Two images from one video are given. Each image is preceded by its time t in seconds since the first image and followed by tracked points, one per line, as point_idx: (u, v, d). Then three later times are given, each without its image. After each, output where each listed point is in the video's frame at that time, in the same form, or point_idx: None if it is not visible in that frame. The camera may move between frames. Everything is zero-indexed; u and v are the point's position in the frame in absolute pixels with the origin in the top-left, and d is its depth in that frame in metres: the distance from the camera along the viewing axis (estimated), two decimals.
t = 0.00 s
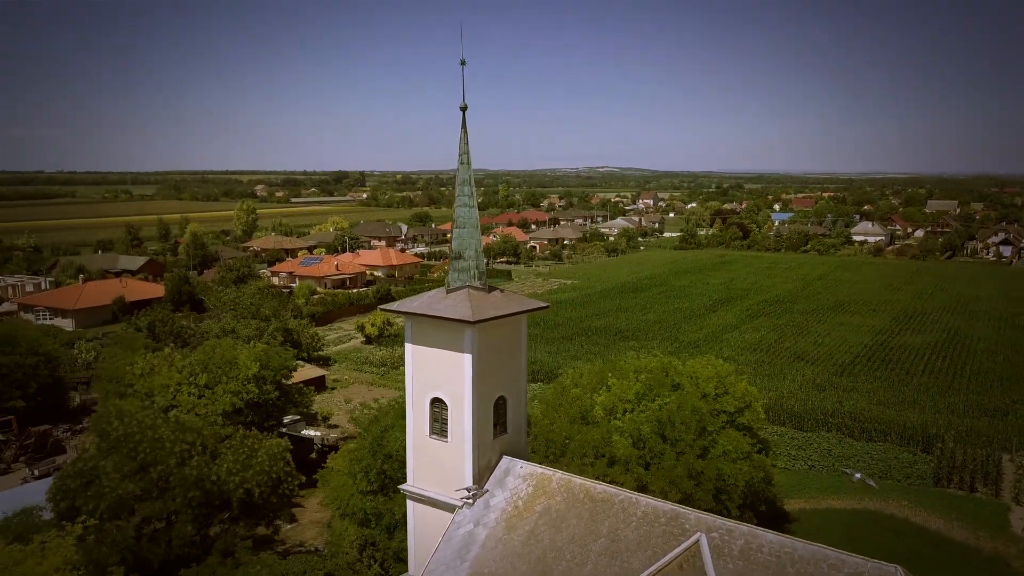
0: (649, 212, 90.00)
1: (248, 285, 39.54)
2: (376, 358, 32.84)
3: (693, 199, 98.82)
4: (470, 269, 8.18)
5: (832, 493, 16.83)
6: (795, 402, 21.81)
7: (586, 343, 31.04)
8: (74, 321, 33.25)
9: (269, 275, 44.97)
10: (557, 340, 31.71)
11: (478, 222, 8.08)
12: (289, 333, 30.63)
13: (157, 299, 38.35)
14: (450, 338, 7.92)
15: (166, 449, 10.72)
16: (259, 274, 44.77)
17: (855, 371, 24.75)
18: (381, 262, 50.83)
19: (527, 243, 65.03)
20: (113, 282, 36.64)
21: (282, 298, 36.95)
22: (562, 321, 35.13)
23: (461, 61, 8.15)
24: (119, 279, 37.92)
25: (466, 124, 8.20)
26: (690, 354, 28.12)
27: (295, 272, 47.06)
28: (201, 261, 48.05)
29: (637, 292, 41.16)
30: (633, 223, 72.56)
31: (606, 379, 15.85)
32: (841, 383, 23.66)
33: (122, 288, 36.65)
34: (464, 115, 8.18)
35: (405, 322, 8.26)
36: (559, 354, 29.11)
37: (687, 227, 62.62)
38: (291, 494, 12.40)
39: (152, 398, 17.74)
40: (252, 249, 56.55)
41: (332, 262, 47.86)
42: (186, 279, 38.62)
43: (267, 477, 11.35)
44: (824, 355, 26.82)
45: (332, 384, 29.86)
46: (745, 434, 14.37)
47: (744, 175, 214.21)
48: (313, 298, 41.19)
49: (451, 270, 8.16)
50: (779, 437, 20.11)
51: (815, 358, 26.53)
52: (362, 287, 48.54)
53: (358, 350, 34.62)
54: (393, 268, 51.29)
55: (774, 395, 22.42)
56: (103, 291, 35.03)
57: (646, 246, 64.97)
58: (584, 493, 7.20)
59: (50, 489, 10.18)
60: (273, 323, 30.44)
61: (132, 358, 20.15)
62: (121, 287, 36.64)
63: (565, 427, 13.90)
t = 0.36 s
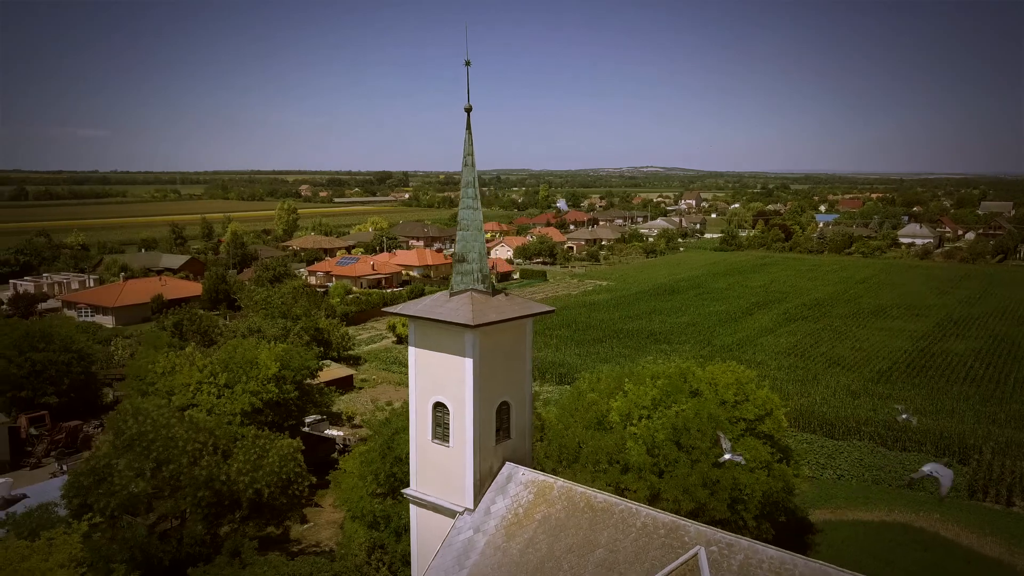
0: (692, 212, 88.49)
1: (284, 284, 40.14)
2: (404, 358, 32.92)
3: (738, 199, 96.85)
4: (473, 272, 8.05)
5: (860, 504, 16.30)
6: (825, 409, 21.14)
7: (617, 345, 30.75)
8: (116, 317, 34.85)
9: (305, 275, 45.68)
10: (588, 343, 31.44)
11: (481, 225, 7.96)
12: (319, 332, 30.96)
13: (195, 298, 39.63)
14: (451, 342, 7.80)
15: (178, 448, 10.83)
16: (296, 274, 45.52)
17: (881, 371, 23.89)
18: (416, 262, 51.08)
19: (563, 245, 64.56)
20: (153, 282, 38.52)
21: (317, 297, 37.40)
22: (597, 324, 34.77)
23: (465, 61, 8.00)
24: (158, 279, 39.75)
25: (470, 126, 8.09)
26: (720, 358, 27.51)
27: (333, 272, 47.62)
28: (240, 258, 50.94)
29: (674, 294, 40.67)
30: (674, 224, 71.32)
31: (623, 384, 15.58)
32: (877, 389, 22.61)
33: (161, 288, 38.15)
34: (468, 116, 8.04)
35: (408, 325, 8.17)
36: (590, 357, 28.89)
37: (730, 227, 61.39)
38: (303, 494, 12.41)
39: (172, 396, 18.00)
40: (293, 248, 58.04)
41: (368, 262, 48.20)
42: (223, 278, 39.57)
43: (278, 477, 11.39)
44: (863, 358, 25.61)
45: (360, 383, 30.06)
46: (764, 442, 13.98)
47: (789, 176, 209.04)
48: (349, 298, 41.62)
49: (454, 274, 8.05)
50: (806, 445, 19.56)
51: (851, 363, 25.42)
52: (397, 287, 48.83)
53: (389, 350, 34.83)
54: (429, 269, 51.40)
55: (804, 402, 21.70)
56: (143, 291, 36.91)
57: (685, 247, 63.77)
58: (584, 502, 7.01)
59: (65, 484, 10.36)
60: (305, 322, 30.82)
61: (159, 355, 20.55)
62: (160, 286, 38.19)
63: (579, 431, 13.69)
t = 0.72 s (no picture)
0: (735, 212, 86.79)
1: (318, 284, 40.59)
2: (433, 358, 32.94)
3: (784, 200, 94.52)
4: (476, 275, 7.96)
5: (890, 515, 15.74)
6: (858, 416, 20.53)
7: (649, 349, 30.44)
8: (152, 315, 36.11)
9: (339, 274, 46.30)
10: (618, 346, 31.13)
11: (484, 227, 7.85)
12: (349, 331, 31.25)
13: (230, 296, 40.82)
14: (453, 346, 7.71)
15: (190, 448, 10.97)
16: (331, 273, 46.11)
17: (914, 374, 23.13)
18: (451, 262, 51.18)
19: (599, 246, 64.00)
20: (191, 280, 39.73)
21: (350, 297, 37.70)
22: (630, 326, 34.38)
23: (470, 61, 7.88)
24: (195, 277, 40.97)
25: (474, 127, 7.98)
26: (751, 363, 26.94)
27: (367, 272, 48.03)
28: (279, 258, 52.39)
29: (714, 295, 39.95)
30: (714, 226, 70.27)
31: (639, 389, 15.32)
32: (914, 397, 21.61)
33: (198, 286, 39.39)
34: (472, 117, 7.92)
35: (411, 328, 8.09)
36: (619, 361, 28.63)
37: (773, 229, 59.99)
38: (314, 495, 12.46)
39: (192, 395, 18.23)
40: (331, 249, 58.97)
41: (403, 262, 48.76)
42: (257, 277, 40.50)
43: (288, 478, 11.46)
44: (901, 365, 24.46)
45: (387, 383, 30.25)
46: (783, 451, 13.58)
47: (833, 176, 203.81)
48: (382, 297, 41.98)
49: (456, 277, 7.97)
50: (836, 453, 19.00)
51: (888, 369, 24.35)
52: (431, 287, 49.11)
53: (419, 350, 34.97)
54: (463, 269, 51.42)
55: (835, 409, 21.07)
56: (180, 289, 38.20)
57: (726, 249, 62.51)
58: (584, 511, 6.85)
59: (79, 480, 10.54)
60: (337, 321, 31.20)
61: (186, 353, 20.91)
62: (197, 284, 39.43)
63: (593, 436, 13.51)
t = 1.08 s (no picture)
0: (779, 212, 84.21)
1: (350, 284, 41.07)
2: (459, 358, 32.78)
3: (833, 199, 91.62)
4: (480, 279, 7.88)
5: (919, 528, 15.25)
6: (892, 425, 19.89)
7: (680, 353, 30.05)
8: (190, 313, 37.28)
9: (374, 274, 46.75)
10: (648, 350, 30.76)
11: (488, 230, 7.75)
12: (377, 330, 31.44)
13: (264, 296, 41.63)
14: (454, 350, 7.62)
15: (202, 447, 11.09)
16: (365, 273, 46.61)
17: (946, 373, 20.88)
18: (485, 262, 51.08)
19: (635, 247, 63.11)
20: (226, 279, 40.61)
21: (381, 297, 37.99)
22: (663, 330, 33.90)
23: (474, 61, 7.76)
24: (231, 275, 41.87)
25: (479, 129, 7.87)
26: (784, 370, 26.33)
27: (402, 272, 48.42)
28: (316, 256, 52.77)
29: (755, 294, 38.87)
30: (755, 226, 68.64)
31: (659, 394, 15.05)
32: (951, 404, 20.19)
33: (233, 285, 40.32)
34: (477, 118, 7.82)
35: (415, 331, 8.04)
36: (647, 365, 28.33)
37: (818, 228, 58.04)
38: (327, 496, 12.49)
39: (213, 394, 18.54)
40: (368, 249, 59.68)
41: (437, 262, 49.00)
42: (292, 276, 40.86)
43: (299, 479, 11.50)
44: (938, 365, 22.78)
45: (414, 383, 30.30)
46: (804, 461, 13.19)
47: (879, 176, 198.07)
48: (416, 296, 42.19)
49: (460, 280, 7.90)
50: (865, 464, 18.47)
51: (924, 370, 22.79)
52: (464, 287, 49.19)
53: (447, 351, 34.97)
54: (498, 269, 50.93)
55: (866, 419, 20.46)
56: (216, 288, 39.15)
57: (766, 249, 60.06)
58: (584, 520, 6.72)
59: (95, 476, 10.74)
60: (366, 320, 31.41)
61: (213, 352, 21.31)
62: (232, 284, 40.38)
63: (609, 442, 13.29)
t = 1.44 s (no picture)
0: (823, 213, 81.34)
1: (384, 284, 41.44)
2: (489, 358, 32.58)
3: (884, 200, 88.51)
4: (484, 282, 7.79)
5: (950, 542, 14.68)
6: (926, 431, 19.11)
7: (711, 356, 29.60)
8: (226, 312, 38.12)
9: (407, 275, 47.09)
10: (679, 353, 30.37)
11: (493, 233, 7.69)
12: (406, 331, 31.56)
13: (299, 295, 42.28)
14: (458, 354, 7.55)
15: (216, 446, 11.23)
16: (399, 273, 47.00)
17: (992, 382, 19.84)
18: (520, 263, 50.68)
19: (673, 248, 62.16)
20: (263, 278, 41.47)
21: (413, 295, 38.20)
22: (696, 334, 33.36)
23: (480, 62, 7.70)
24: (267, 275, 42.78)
25: (485, 131, 7.82)
26: (817, 375, 25.53)
27: (436, 272, 48.65)
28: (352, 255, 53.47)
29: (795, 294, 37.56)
30: (798, 227, 66.81)
31: (678, 400, 14.77)
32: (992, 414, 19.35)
33: (268, 284, 41.05)
34: (482, 120, 7.75)
35: (420, 334, 7.99)
36: (676, 368, 27.98)
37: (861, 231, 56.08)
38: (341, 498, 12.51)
39: (235, 393, 18.84)
40: (404, 248, 60.14)
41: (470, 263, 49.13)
42: (326, 276, 41.20)
43: (311, 480, 11.53)
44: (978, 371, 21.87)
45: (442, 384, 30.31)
46: (826, 471, 12.77)
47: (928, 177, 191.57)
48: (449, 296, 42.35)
49: (464, 283, 7.83)
50: (897, 473, 17.77)
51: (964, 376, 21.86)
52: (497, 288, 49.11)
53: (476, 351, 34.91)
54: (532, 270, 50.46)
55: (898, 425, 19.70)
56: (253, 287, 39.99)
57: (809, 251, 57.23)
58: (585, 529, 6.59)
59: (112, 471, 10.92)
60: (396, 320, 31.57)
61: (239, 351, 21.63)
62: (268, 283, 41.13)
63: (626, 448, 13.10)
